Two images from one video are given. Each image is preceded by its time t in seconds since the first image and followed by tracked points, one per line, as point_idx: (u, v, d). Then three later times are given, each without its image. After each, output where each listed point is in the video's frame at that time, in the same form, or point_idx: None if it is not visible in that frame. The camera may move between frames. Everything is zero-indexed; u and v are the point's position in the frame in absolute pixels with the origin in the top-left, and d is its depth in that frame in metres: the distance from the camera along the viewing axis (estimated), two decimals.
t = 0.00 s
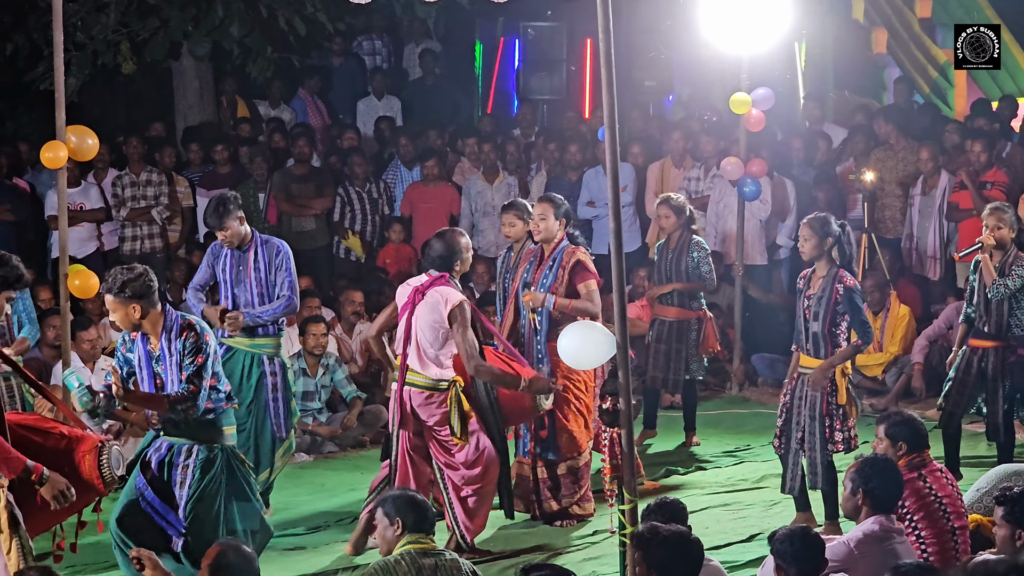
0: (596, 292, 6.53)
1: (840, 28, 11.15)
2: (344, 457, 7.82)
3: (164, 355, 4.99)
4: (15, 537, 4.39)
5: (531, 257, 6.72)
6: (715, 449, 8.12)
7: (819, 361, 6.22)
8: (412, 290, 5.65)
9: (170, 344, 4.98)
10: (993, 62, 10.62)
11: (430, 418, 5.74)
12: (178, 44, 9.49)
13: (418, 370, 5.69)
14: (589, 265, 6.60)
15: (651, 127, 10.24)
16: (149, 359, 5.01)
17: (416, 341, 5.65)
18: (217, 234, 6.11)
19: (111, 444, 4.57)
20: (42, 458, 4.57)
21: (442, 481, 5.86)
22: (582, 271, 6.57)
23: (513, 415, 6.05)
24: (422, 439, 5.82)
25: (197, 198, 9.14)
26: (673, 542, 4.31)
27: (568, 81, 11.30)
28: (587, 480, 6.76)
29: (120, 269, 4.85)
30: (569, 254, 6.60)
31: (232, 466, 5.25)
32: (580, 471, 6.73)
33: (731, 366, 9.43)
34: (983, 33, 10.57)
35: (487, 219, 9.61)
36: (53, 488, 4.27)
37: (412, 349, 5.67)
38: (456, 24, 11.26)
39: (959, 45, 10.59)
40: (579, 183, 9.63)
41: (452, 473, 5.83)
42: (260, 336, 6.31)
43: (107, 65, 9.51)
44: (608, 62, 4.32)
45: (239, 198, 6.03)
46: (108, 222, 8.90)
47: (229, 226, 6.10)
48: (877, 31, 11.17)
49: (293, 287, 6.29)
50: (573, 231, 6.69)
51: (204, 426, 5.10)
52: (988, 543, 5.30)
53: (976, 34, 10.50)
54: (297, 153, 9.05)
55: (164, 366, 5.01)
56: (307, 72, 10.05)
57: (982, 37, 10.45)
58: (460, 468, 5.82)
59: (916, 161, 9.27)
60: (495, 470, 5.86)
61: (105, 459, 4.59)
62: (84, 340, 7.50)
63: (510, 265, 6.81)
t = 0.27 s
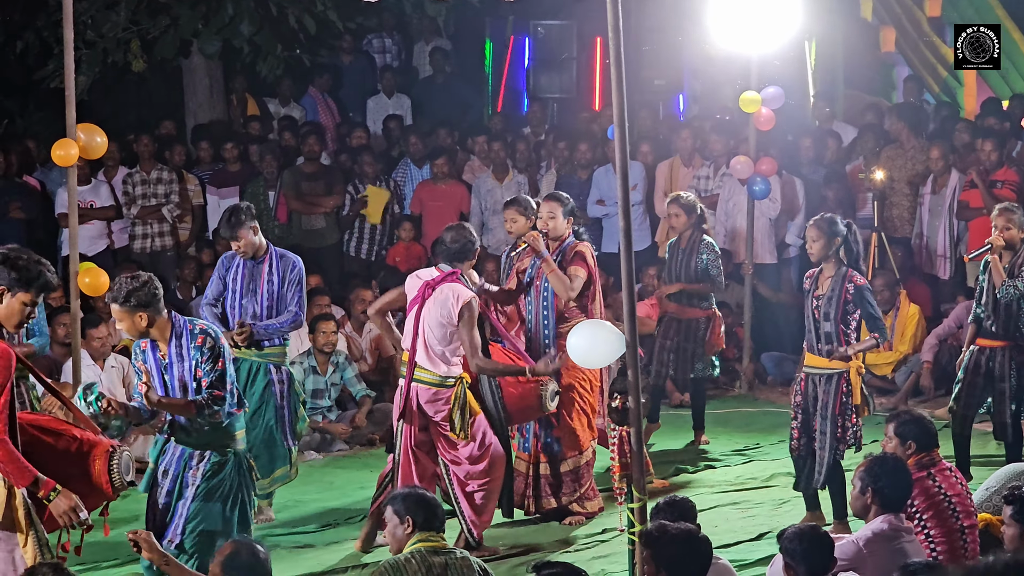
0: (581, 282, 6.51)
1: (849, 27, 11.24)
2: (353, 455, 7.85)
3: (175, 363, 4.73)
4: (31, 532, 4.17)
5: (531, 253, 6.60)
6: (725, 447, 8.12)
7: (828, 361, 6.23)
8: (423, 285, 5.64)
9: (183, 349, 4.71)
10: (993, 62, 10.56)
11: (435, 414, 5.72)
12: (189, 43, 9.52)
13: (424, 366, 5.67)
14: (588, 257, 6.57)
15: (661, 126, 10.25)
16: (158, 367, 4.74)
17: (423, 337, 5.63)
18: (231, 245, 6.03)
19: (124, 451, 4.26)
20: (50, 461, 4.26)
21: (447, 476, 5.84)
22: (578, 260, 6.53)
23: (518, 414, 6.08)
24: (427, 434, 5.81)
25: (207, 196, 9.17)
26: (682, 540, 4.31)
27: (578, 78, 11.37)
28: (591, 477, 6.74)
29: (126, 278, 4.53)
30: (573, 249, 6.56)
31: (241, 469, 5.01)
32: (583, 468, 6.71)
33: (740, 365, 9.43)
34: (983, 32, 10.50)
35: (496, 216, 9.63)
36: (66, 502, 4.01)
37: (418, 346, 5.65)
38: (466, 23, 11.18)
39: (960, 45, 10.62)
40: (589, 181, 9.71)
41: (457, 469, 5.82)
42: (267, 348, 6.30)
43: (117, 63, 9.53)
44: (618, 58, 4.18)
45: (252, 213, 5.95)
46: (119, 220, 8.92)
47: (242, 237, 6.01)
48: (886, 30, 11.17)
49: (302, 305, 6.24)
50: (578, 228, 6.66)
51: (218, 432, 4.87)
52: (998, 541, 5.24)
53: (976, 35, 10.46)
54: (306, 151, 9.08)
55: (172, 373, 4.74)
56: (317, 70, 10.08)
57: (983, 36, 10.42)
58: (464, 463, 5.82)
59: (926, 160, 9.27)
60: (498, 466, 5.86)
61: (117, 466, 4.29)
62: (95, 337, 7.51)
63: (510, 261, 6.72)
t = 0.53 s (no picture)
0: (588, 280, 6.47)
1: (859, 25, 11.18)
2: (362, 452, 7.86)
3: (188, 368, 4.70)
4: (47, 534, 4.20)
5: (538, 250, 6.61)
6: (733, 445, 8.12)
7: (834, 357, 6.24)
8: (416, 273, 5.60)
9: (195, 353, 4.69)
10: (992, 63, 10.49)
11: (429, 402, 5.67)
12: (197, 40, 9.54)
13: (418, 355, 5.62)
14: (596, 256, 6.52)
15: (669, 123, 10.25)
16: (170, 371, 4.70)
17: (417, 325, 5.59)
18: (234, 241, 5.98)
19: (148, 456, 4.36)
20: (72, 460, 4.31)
21: (440, 466, 5.76)
22: (586, 259, 6.50)
23: (514, 405, 5.96)
24: (422, 423, 5.75)
25: (216, 193, 9.19)
26: (691, 537, 4.29)
27: (587, 77, 11.25)
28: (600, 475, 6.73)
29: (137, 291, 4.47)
30: (581, 247, 6.52)
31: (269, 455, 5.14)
32: (593, 466, 6.70)
33: (749, 363, 9.43)
34: (983, 33, 10.39)
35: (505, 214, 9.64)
36: (107, 512, 4.05)
37: (412, 334, 5.60)
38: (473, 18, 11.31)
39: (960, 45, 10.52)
40: (597, 179, 9.76)
41: (451, 459, 5.73)
42: (273, 336, 6.31)
43: (126, 61, 9.55)
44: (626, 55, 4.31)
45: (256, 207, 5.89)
46: (128, 217, 8.93)
47: (245, 232, 5.96)
48: (897, 28, 11.25)
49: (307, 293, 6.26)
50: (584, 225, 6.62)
51: (238, 427, 4.88)
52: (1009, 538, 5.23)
53: (975, 35, 10.34)
54: (315, 148, 9.10)
55: (186, 376, 4.71)
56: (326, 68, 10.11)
57: (982, 36, 10.31)
58: (458, 454, 5.74)
59: (936, 157, 9.27)
60: (491, 457, 5.77)
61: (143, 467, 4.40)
62: (104, 334, 7.50)
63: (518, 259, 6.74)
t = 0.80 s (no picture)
0: (594, 280, 6.46)
1: (866, 22, 11.23)
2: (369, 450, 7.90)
3: (206, 363, 4.74)
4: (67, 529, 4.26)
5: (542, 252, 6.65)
6: (740, 442, 8.14)
7: (835, 355, 6.23)
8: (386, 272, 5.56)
9: (213, 353, 4.72)
10: (992, 63, 10.52)
11: (410, 400, 5.63)
12: (204, 39, 9.57)
13: (397, 352, 5.58)
14: (601, 256, 6.52)
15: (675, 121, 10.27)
16: (189, 367, 4.76)
17: (392, 323, 5.55)
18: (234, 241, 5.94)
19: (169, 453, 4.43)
20: (96, 458, 4.39)
21: (424, 463, 5.72)
22: (591, 259, 6.48)
23: (496, 395, 5.98)
24: (404, 422, 5.71)
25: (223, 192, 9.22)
26: (697, 535, 4.28)
27: (593, 73, 11.39)
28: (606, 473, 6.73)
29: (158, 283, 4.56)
30: (586, 246, 6.52)
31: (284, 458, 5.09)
32: (599, 464, 6.70)
33: (755, 360, 9.45)
34: (983, 33, 10.36)
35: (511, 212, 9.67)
36: (124, 510, 4.11)
37: (389, 331, 5.56)
38: (480, 18, 11.10)
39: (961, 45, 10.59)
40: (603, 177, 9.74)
41: (436, 456, 5.70)
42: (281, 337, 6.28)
43: (133, 59, 9.58)
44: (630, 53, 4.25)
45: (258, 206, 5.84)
46: (135, 216, 8.96)
47: (246, 232, 5.91)
48: (903, 26, 11.18)
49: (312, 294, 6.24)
50: (589, 224, 6.61)
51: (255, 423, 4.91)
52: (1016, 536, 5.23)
53: (976, 36, 10.34)
54: (322, 147, 9.12)
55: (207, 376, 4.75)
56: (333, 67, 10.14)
57: (982, 36, 10.30)
58: (440, 451, 5.70)
59: (942, 155, 9.28)
60: (474, 452, 5.75)
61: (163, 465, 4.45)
62: (110, 332, 7.49)
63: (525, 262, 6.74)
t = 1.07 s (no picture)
0: (595, 280, 6.44)
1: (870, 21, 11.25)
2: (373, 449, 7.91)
3: (207, 348, 4.77)
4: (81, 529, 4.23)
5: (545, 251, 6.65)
6: (744, 441, 8.14)
7: (841, 352, 6.25)
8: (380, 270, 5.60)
9: (212, 339, 4.74)
10: (992, 62, 10.53)
11: (403, 398, 5.64)
12: (208, 38, 9.58)
13: (392, 350, 5.60)
14: (603, 255, 6.51)
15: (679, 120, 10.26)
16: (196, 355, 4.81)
17: (387, 320, 5.57)
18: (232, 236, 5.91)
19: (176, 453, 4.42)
20: (106, 458, 4.41)
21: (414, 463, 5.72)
22: (593, 258, 6.47)
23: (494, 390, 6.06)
24: (397, 420, 5.72)
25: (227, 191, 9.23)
26: (702, 535, 4.27)
27: (598, 71, 11.45)
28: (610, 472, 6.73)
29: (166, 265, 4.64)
30: (588, 245, 6.51)
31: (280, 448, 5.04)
32: (603, 464, 6.70)
33: (759, 359, 9.46)
34: (983, 33, 10.42)
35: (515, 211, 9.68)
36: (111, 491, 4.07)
37: (384, 328, 5.58)
38: (485, 17, 11.11)
39: (961, 45, 10.58)
40: (607, 175, 9.74)
41: (426, 456, 5.69)
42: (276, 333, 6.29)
43: (137, 59, 9.59)
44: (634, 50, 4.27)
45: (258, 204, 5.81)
46: (139, 215, 8.97)
47: (243, 226, 5.89)
48: (905, 24, 11.20)
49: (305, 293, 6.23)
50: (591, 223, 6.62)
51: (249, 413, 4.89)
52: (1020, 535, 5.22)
53: (975, 36, 10.38)
54: (327, 146, 9.13)
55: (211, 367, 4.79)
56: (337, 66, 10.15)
57: (982, 36, 10.35)
58: (429, 451, 5.69)
59: (946, 153, 9.29)
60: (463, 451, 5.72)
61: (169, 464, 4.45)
62: (115, 332, 7.49)
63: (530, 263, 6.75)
